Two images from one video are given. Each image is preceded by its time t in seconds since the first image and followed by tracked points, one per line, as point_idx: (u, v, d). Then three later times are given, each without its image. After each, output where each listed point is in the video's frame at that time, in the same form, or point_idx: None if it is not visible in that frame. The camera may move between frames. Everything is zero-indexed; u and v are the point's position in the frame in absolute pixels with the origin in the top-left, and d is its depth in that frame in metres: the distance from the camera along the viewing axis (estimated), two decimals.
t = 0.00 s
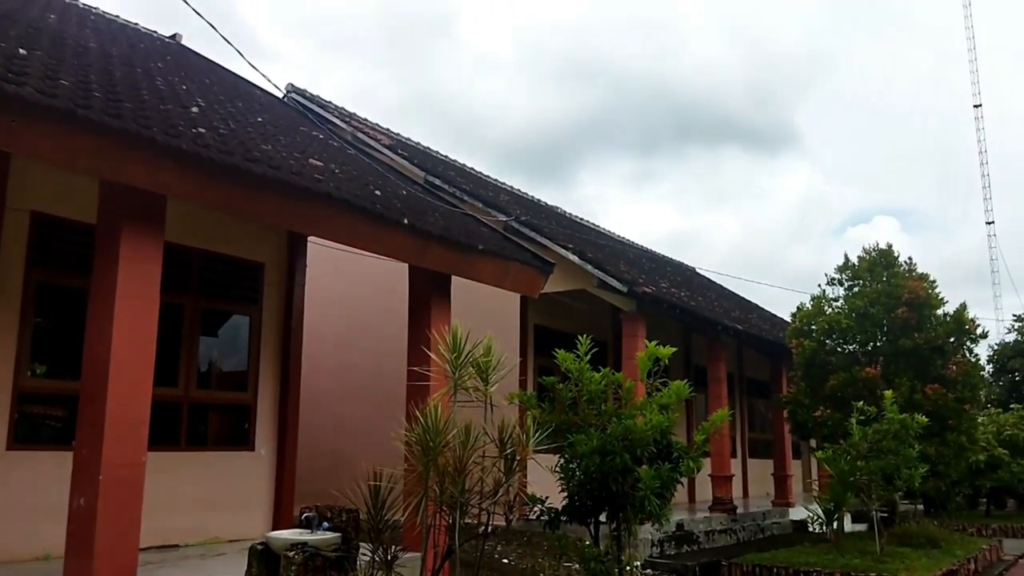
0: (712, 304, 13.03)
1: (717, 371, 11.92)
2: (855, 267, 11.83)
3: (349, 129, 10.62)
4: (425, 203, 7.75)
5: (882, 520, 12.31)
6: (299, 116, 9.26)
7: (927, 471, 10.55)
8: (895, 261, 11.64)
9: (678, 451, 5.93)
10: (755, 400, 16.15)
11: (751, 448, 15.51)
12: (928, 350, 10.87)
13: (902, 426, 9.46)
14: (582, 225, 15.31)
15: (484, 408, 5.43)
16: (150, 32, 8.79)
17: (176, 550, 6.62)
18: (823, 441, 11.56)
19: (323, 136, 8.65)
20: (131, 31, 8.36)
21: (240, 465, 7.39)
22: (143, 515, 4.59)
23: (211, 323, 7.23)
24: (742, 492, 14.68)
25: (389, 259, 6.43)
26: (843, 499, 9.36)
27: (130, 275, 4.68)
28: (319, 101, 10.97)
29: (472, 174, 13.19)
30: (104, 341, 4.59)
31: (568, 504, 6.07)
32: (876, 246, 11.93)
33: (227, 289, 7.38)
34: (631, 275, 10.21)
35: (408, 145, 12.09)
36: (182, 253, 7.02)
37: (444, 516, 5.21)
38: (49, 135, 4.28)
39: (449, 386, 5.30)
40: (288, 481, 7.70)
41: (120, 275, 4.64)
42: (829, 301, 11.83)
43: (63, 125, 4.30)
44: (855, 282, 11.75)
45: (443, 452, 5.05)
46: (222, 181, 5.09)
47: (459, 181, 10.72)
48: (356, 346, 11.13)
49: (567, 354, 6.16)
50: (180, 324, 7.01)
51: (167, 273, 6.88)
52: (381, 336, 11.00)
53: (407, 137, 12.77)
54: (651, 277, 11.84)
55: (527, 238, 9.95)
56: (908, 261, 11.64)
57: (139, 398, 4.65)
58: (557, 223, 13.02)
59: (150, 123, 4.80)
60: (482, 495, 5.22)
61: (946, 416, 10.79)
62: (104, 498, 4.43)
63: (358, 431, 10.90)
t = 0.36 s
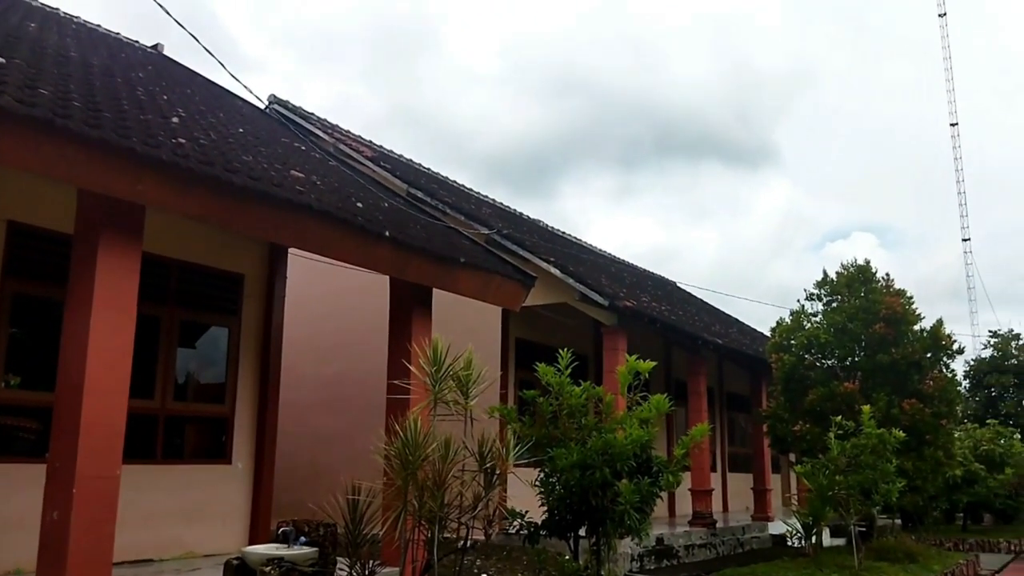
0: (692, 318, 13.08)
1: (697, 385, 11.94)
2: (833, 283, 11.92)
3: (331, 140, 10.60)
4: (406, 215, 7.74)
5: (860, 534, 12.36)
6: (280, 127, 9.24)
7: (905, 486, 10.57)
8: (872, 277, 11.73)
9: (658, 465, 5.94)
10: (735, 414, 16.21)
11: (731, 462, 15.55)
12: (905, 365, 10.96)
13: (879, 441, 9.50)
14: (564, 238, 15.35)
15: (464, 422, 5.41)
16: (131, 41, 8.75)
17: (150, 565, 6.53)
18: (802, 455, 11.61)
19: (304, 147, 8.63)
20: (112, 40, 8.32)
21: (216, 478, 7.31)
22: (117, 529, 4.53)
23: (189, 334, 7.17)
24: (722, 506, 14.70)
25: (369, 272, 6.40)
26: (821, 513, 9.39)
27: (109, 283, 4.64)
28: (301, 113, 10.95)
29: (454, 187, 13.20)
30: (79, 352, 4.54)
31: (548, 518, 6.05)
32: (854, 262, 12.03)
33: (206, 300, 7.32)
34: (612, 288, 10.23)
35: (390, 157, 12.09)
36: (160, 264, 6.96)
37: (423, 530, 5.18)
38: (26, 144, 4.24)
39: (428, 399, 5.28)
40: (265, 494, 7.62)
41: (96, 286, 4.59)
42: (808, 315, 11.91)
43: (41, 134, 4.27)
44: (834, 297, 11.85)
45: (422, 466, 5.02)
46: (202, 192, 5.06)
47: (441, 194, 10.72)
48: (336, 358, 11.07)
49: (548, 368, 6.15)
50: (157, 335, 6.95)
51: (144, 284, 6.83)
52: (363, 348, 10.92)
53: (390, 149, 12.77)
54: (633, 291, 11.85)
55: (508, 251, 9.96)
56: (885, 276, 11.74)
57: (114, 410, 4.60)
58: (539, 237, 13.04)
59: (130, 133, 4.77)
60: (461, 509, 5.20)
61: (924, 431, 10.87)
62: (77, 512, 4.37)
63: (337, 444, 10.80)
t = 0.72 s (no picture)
0: (675, 330, 13.12)
1: (681, 397, 11.95)
2: (815, 296, 12.00)
3: (316, 150, 10.58)
4: (390, 225, 7.72)
5: (842, 546, 12.39)
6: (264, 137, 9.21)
7: (886, 499, 10.57)
8: (854, 290, 11.80)
9: (640, 477, 5.94)
10: (718, 426, 16.24)
11: (714, 475, 15.57)
12: (886, 378, 11.02)
13: (860, 453, 9.55)
14: (548, 250, 15.37)
15: (447, 434, 5.39)
16: (115, 49, 8.71)
17: None
18: (784, 468, 11.66)
19: (288, 157, 8.60)
20: (95, 48, 8.28)
21: (196, 489, 7.23)
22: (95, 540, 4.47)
23: (169, 344, 7.11)
24: (705, 518, 14.71)
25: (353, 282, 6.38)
26: (804, 526, 9.40)
27: (88, 295, 4.59)
28: (286, 122, 10.93)
29: (439, 198, 13.20)
30: (58, 361, 4.49)
31: (530, 530, 6.04)
32: (836, 275, 12.11)
33: (188, 310, 7.27)
34: (596, 300, 10.25)
35: (375, 168, 12.08)
36: (142, 273, 6.91)
37: (405, 542, 5.16)
38: (7, 152, 4.20)
39: (411, 410, 5.27)
40: (245, 505, 7.56)
41: (75, 295, 4.54)
42: (790, 328, 11.98)
43: (22, 141, 4.23)
44: (816, 310, 11.93)
45: (405, 478, 5.00)
46: (184, 201, 5.02)
47: (426, 204, 10.71)
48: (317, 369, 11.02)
49: (531, 380, 6.14)
50: (138, 344, 6.89)
51: (125, 293, 6.77)
52: (347, 359, 10.91)
53: (374, 160, 12.76)
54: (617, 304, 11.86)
55: (493, 262, 9.95)
56: (867, 290, 11.81)
57: (92, 420, 4.55)
58: (523, 248, 13.05)
59: (112, 142, 4.74)
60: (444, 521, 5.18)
61: (904, 444, 10.92)
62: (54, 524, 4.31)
63: (319, 455, 10.74)
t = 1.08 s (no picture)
0: (659, 343, 13.15)
1: (665, 409, 11.96)
2: (797, 309, 12.06)
3: (301, 160, 10.57)
4: (375, 236, 7.70)
5: (824, 559, 12.43)
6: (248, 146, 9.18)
7: (867, 511, 10.58)
8: (836, 303, 11.86)
9: (623, 489, 5.94)
10: (702, 438, 16.28)
11: (697, 487, 15.59)
12: (867, 391, 11.07)
13: (842, 466, 9.59)
14: (533, 261, 15.39)
15: (430, 445, 5.38)
16: (99, 57, 8.67)
17: None
18: (767, 480, 11.70)
19: (273, 166, 8.58)
20: (78, 55, 8.23)
21: (176, 501, 7.16)
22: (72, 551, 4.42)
23: (150, 353, 7.05)
24: (688, 530, 14.72)
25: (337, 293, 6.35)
26: (786, 538, 9.40)
27: (67, 305, 4.54)
28: (271, 131, 10.91)
29: (425, 208, 13.20)
30: (37, 371, 4.44)
31: (513, 543, 6.02)
32: (818, 289, 12.18)
33: (169, 319, 7.21)
34: (580, 311, 10.25)
35: (360, 177, 12.07)
36: (124, 282, 6.85)
37: (387, 554, 5.13)
38: None
39: (394, 422, 5.25)
40: (227, 516, 7.50)
41: (54, 304, 4.50)
42: (773, 341, 12.05)
43: (4, 149, 4.20)
44: (798, 323, 12.01)
45: (387, 489, 4.97)
46: (167, 211, 4.99)
47: (411, 215, 10.72)
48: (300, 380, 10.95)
49: (515, 391, 6.13)
50: (118, 354, 6.82)
51: (106, 302, 6.71)
52: (330, 370, 10.85)
53: (360, 169, 12.75)
54: (601, 315, 11.88)
55: (478, 273, 9.95)
56: (848, 303, 11.88)
57: (71, 431, 4.49)
58: (508, 259, 13.05)
59: (95, 150, 4.72)
60: (426, 533, 5.15)
61: (885, 456, 10.95)
62: (31, 535, 4.26)
63: (302, 466, 10.67)
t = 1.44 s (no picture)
0: (642, 358, 13.19)
1: (647, 424, 11.97)
2: (778, 324, 12.12)
3: (284, 171, 10.55)
4: (359, 249, 7.69)
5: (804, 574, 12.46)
6: (231, 157, 9.16)
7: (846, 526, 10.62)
8: (816, 319, 11.93)
9: (604, 504, 5.93)
10: (683, 452, 16.32)
11: (679, 501, 15.61)
12: (846, 407, 11.14)
13: (821, 481, 9.64)
14: (518, 275, 15.41)
15: (411, 459, 5.35)
16: (82, 66, 8.64)
17: None
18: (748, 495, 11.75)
19: (256, 178, 8.56)
20: (60, 64, 8.20)
21: (152, 514, 7.08)
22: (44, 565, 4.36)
23: (128, 365, 6.99)
24: (670, 544, 14.72)
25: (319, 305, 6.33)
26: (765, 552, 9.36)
27: (44, 316, 4.51)
28: (255, 142, 10.89)
29: (410, 221, 13.20)
30: (12, 382, 4.40)
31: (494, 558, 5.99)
32: (798, 305, 12.26)
33: (148, 330, 7.16)
34: (564, 326, 10.27)
35: (345, 190, 12.05)
36: (103, 292, 6.81)
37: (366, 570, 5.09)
38: None
39: (375, 436, 5.23)
40: (204, 530, 7.43)
41: (30, 315, 4.47)
42: (754, 356, 12.11)
43: None
44: (779, 339, 12.07)
45: (367, 504, 4.95)
46: (147, 222, 4.97)
47: (396, 228, 10.71)
48: (281, 392, 10.90)
49: (498, 406, 6.13)
50: (95, 365, 6.77)
51: (84, 313, 6.66)
52: (311, 383, 10.82)
53: (344, 182, 12.74)
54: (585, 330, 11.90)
55: (461, 286, 9.95)
56: (828, 319, 11.96)
57: (46, 442, 4.45)
58: (493, 272, 13.06)
59: (75, 160, 4.70)
60: (406, 548, 5.12)
61: (864, 472, 11.00)
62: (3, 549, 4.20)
63: (281, 480, 10.60)
